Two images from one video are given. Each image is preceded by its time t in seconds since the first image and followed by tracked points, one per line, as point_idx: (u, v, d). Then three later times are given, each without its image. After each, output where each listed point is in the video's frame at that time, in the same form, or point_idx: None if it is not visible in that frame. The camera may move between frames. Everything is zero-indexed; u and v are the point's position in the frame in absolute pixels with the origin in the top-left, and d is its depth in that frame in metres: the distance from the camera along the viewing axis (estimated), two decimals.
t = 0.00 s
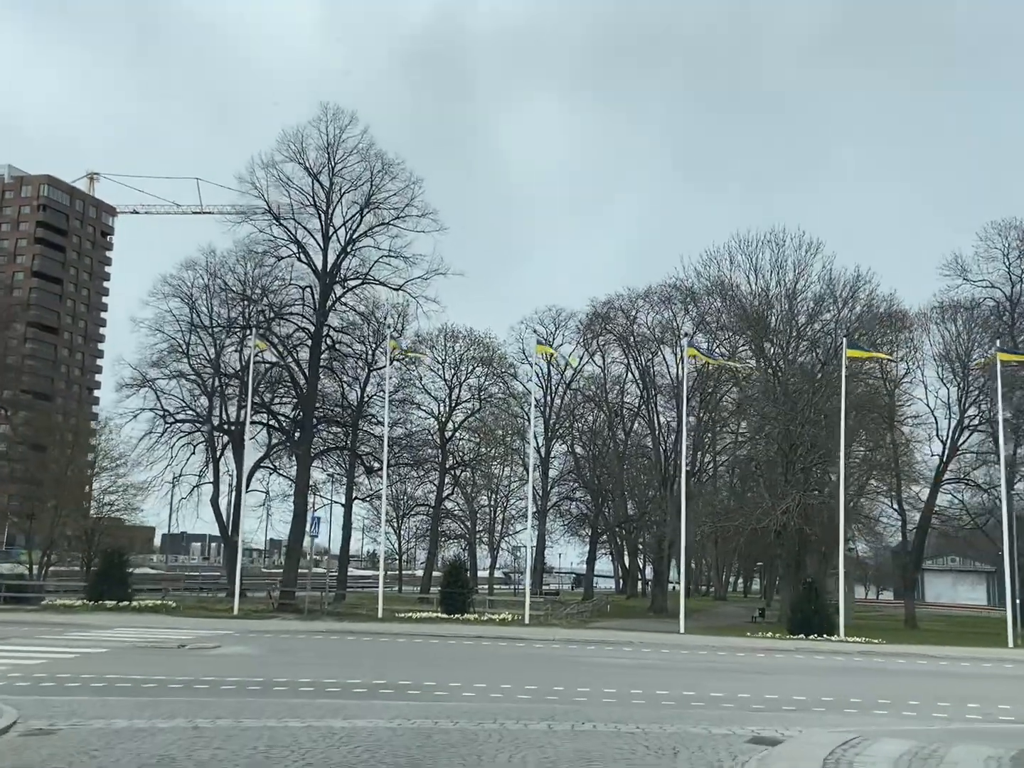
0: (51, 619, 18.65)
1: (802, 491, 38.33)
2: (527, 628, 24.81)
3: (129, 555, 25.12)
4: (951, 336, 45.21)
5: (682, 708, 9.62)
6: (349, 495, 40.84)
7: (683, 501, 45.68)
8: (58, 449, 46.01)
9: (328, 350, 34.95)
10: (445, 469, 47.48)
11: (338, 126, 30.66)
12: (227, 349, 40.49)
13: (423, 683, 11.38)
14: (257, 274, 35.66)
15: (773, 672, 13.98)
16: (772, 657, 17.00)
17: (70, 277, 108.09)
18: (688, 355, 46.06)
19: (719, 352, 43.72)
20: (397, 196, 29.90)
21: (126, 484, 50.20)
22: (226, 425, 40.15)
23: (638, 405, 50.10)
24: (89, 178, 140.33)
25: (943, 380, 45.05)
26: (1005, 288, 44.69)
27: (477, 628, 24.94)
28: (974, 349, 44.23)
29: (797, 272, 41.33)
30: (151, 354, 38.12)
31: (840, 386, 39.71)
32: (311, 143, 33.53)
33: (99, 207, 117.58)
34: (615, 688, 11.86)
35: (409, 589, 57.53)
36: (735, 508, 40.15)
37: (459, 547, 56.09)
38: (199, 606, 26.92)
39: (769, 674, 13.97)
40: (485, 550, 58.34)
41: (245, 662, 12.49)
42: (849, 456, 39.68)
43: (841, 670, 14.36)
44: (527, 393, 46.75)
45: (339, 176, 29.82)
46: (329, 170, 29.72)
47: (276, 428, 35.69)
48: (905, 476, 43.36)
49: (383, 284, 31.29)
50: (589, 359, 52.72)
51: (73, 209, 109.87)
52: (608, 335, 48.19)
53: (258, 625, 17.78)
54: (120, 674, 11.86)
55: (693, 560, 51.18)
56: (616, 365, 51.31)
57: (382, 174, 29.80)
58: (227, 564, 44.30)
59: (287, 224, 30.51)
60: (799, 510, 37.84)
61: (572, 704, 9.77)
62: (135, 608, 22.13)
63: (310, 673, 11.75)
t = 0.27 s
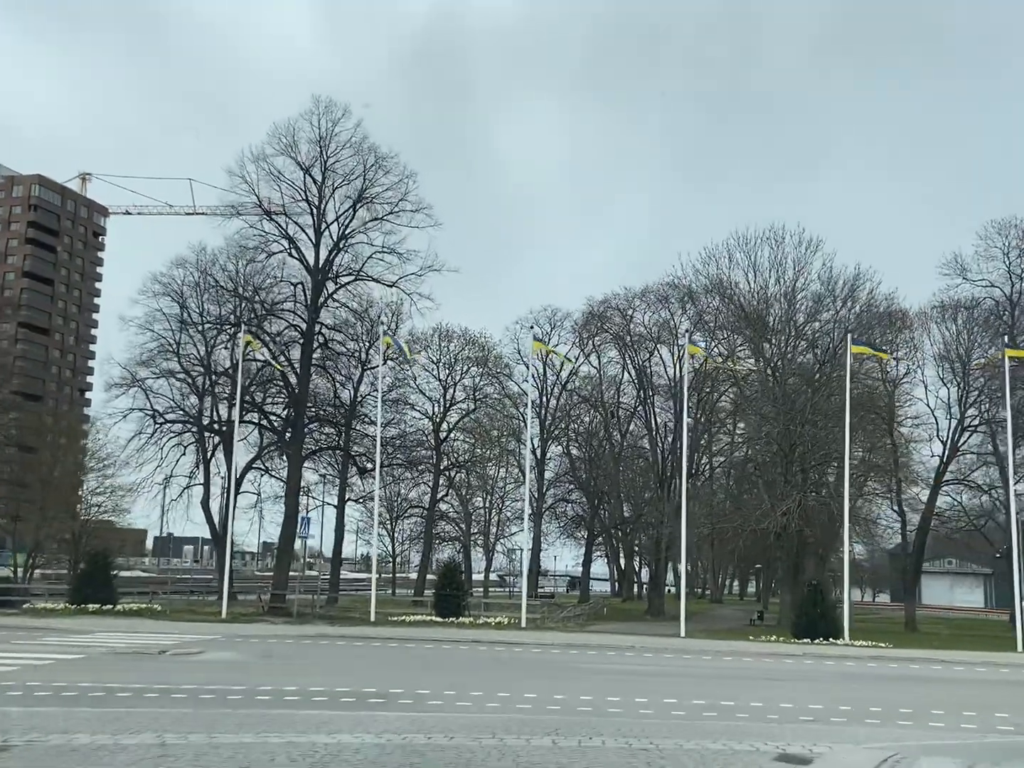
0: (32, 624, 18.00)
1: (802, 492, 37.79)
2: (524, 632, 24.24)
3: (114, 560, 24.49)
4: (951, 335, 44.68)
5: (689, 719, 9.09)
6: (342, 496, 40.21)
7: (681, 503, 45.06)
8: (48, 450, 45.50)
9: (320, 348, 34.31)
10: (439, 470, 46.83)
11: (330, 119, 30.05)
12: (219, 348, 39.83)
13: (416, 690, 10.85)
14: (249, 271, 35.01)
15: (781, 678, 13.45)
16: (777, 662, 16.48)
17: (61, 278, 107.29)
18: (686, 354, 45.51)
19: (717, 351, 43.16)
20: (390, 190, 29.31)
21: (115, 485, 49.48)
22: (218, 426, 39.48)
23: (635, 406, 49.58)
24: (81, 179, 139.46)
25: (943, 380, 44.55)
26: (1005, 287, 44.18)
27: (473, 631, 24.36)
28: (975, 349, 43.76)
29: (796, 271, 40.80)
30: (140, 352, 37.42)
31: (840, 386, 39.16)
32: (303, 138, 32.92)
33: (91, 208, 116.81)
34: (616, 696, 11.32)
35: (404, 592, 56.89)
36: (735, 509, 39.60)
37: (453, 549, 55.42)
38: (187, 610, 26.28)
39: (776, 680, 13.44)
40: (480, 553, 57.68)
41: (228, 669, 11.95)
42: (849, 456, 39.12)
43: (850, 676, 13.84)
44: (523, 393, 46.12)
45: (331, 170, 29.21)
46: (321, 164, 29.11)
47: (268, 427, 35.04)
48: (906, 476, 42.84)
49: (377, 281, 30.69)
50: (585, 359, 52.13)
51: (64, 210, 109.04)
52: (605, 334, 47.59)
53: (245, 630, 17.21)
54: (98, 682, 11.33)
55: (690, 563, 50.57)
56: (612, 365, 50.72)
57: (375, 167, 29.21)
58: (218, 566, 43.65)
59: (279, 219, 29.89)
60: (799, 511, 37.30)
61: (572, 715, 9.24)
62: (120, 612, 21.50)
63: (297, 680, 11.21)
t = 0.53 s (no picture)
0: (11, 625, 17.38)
1: (802, 492, 37.26)
2: (520, 635, 23.67)
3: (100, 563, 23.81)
4: (952, 335, 44.13)
5: (697, 730, 8.56)
6: (334, 497, 39.59)
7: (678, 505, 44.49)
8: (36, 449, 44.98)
9: (312, 344, 33.70)
10: (434, 470, 46.24)
11: (323, 111, 29.44)
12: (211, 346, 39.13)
13: (408, 698, 10.30)
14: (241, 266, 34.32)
15: (790, 684, 12.92)
16: (783, 666, 15.94)
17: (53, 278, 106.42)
18: (683, 354, 45.01)
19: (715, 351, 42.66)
20: (384, 184, 28.70)
21: (104, 485, 48.76)
22: (209, 425, 38.81)
23: (632, 406, 49.03)
24: (74, 179, 138.50)
25: (943, 380, 44.08)
26: (1006, 286, 43.65)
27: (468, 634, 23.79)
28: (977, 348, 43.29)
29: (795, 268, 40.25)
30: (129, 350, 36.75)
31: (840, 385, 38.62)
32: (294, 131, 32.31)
33: (85, 208, 115.94)
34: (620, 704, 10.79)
35: (398, 594, 56.27)
36: (734, 510, 39.04)
37: (448, 551, 54.77)
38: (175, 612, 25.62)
39: (785, 685, 12.91)
40: (475, 555, 57.03)
41: (211, 674, 11.39)
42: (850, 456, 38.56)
43: (862, 682, 13.30)
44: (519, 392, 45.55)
45: (324, 163, 28.60)
46: (313, 157, 28.50)
47: (259, 425, 34.39)
48: (906, 477, 42.30)
49: (370, 277, 30.09)
50: (580, 359, 51.56)
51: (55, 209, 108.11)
52: (601, 333, 47.08)
53: (232, 633, 16.63)
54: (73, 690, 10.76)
55: (688, 566, 49.97)
56: (609, 365, 50.13)
57: (369, 160, 28.61)
58: (209, 568, 43.00)
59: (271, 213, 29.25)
60: (800, 512, 36.76)
61: (573, 724, 8.70)
62: (104, 614, 20.89)
63: (282, 687, 10.66)
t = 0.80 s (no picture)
0: None
1: (800, 492, 36.82)
2: (516, 637, 23.20)
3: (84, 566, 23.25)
4: (952, 334, 43.66)
5: (707, 744, 8.14)
6: (327, 497, 39.07)
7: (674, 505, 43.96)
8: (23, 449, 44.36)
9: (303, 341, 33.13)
10: (427, 471, 45.67)
11: (315, 104, 28.93)
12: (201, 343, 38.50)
13: (402, 706, 9.86)
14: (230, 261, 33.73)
15: (799, 692, 12.49)
16: (789, 672, 15.50)
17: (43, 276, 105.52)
18: (680, 353, 44.55)
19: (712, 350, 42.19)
20: (377, 178, 28.22)
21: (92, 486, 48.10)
22: (199, 424, 38.21)
23: (627, 405, 48.55)
24: (65, 178, 137.37)
25: (941, 379, 43.69)
26: (1006, 285, 43.20)
27: (463, 636, 23.31)
28: (975, 348, 42.92)
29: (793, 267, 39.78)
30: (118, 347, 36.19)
31: (838, 384, 38.16)
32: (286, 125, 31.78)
33: (76, 206, 115.05)
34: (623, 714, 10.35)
35: (391, 596, 55.72)
36: (731, 510, 38.57)
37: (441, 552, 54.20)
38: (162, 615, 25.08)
39: (794, 693, 12.49)
40: (468, 556, 56.44)
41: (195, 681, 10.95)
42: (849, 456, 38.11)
43: (872, 690, 12.88)
44: (513, 391, 45.00)
45: (316, 157, 28.11)
46: (305, 150, 28.00)
47: (249, 424, 33.83)
48: (905, 478, 41.87)
49: (363, 273, 29.60)
50: (576, 358, 51.05)
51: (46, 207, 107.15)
52: (596, 332, 46.59)
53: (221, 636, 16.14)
54: (52, 699, 10.30)
55: (683, 567, 49.50)
56: (604, 365, 49.60)
57: (361, 154, 28.12)
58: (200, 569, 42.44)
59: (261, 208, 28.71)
60: (798, 512, 36.31)
61: (568, 737, 8.30)
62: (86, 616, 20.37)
63: (270, 696, 10.22)
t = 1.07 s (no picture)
0: None
1: (798, 493, 36.39)
2: (511, 640, 22.71)
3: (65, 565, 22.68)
4: (950, 333, 43.22)
5: (720, 763, 7.57)
6: (318, 496, 38.51)
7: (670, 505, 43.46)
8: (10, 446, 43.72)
9: (294, 337, 32.55)
10: (420, 470, 45.11)
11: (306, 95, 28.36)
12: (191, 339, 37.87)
13: (392, 715, 9.26)
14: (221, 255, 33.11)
15: (809, 702, 11.96)
16: (796, 677, 14.96)
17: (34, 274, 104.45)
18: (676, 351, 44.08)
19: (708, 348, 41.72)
20: (370, 171, 27.70)
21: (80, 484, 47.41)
22: (189, 422, 37.59)
23: (622, 405, 48.06)
24: (57, 176, 136.53)
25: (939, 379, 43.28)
26: (1005, 284, 42.79)
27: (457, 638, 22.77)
28: (973, 348, 42.52)
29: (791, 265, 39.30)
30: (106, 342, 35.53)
31: (836, 384, 37.67)
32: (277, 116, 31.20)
33: (68, 203, 114.13)
34: (626, 724, 9.76)
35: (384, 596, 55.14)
36: (729, 511, 38.12)
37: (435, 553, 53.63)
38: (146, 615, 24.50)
39: (804, 703, 11.95)
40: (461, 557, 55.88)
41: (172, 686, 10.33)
42: (847, 456, 37.66)
43: (885, 700, 12.34)
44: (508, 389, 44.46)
45: (307, 149, 27.58)
46: (296, 142, 27.46)
47: (239, 421, 33.23)
48: (902, 478, 41.45)
49: (355, 268, 29.07)
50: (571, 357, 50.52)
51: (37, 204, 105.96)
52: (591, 330, 46.07)
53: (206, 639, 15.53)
54: (22, 704, 9.74)
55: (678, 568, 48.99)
56: (599, 363, 49.07)
57: (354, 146, 27.60)
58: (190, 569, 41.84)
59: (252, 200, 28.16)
60: (796, 512, 35.90)
61: (570, 748, 7.85)
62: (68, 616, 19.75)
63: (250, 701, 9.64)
